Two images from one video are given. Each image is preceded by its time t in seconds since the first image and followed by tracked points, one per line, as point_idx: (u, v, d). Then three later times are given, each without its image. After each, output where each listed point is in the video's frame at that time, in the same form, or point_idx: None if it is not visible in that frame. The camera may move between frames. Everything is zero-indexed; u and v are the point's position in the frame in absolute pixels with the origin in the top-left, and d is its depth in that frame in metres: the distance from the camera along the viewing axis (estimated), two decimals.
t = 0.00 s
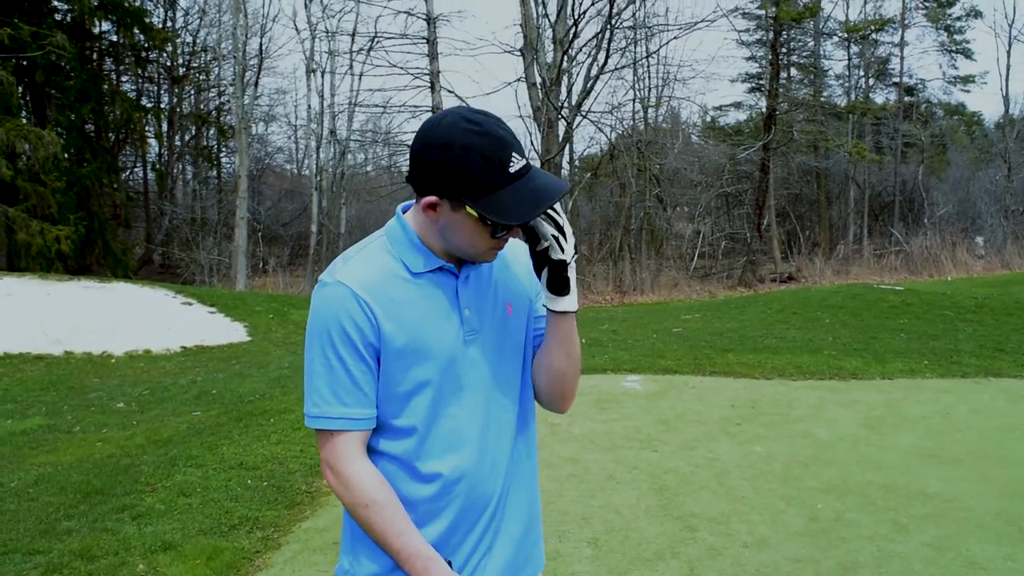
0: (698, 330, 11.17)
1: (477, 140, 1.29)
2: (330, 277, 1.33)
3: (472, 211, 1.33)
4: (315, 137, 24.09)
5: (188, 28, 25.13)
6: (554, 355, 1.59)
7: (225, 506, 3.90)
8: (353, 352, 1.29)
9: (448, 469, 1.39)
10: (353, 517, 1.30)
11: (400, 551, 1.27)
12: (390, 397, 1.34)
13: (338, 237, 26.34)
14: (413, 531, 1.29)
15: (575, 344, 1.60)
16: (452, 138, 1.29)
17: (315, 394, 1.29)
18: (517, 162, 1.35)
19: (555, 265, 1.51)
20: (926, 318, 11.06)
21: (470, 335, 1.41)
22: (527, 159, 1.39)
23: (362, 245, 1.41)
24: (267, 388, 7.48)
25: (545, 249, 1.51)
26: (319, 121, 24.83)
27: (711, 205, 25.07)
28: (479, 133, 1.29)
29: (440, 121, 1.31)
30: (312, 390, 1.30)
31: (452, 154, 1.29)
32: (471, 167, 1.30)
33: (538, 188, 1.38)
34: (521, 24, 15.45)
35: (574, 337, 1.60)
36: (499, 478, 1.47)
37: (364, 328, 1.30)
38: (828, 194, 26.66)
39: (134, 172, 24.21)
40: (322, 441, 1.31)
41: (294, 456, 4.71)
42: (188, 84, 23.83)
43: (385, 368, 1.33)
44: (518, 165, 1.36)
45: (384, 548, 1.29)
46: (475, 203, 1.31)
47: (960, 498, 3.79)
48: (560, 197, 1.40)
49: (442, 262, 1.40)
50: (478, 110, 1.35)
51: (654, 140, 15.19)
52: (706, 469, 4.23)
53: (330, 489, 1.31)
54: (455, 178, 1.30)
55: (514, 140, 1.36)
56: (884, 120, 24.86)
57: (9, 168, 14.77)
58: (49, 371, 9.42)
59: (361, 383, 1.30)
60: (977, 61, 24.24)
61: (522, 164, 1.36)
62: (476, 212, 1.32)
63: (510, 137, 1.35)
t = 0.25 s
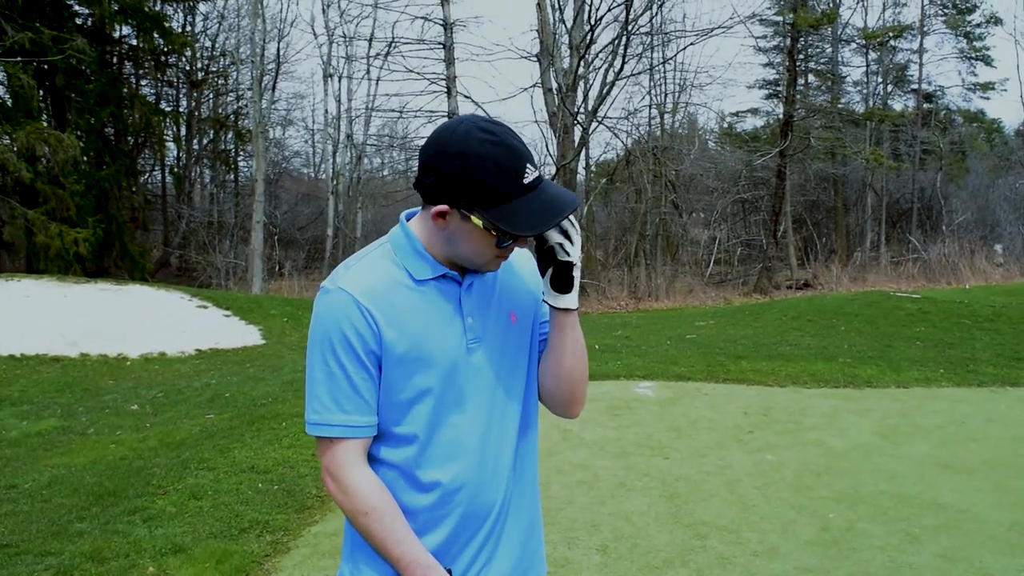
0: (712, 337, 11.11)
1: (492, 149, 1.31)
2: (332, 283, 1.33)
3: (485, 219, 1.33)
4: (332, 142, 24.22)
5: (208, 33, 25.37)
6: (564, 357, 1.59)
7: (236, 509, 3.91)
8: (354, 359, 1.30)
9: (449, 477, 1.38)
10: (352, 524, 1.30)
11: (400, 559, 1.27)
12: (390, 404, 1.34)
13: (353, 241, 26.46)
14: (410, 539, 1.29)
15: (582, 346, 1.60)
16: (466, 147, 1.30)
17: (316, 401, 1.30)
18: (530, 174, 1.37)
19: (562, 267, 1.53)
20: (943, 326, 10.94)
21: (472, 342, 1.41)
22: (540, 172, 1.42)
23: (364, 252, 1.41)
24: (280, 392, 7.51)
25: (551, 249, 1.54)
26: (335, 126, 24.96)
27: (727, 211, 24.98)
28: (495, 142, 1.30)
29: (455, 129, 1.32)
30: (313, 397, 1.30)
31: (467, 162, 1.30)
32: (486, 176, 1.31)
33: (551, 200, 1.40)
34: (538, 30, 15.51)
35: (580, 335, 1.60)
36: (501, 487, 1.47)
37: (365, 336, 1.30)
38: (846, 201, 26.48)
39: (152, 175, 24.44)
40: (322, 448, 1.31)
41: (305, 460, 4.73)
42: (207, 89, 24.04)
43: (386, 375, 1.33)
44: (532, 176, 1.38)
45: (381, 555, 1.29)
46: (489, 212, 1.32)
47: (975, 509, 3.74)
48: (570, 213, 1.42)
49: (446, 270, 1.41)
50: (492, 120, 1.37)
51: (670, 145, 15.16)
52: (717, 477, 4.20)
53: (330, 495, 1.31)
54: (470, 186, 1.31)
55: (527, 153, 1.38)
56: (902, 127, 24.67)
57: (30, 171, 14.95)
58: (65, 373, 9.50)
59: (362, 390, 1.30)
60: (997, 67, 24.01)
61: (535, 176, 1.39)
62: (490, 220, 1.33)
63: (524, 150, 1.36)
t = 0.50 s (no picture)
0: (721, 339, 11.08)
1: (488, 143, 1.33)
2: (331, 284, 1.33)
3: (477, 212, 1.33)
4: (342, 142, 24.29)
5: (219, 33, 25.49)
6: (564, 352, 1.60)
7: (240, 508, 3.93)
8: (352, 360, 1.30)
9: (444, 478, 1.39)
10: (349, 525, 1.30)
11: (396, 561, 1.28)
12: (388, 405, 1.34)
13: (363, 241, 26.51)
14: (405, 539, 1.29)
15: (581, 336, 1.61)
16: (465, 141, 1.32)
17: (313, 401, 1.30)
18: (527, 172, 1.38)
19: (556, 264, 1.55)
20: (953, 329, 10.87)
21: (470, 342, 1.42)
22: (538, 174, 1.42)
23: (363, 252, 1.41)
24: (287, 391, 7.54)
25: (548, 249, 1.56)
26: (345, 126, 25.03)
27: (737, 212, 24.93)
28: (492, 136, 1.32)
29: (455, 125, 1.35)
30: (311, 396, 1.31)
31: (463, 155, 1.31)
32: (481, 171, 1.32)
33: (544, 200, 1.39)
34: (548, 31, 15.54)
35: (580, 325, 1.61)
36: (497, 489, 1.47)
37: (363, 336, 1.30)
38: (856, 202, 26.36)
39: (163, 175, 24.58)
40: (319, 448, 1.32)
41: (310, 460, 4.74)
42: (218, 89, 24.15)
43: (384, 376, 1.33)
44: (528, 175, 1.38)
45: (377, 554, 1.29)
46: (480, 205, 1.32)
47: (981, 513, 3.71)
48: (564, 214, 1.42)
49: (444, 271, 1.41)
50: (493, 120, 1.40)
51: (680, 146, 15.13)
52: (722, 479, 4.19)
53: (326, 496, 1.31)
54: (463, 178, 1.31)
55: (526, 153, 1.39)
56: (914, 128, 24.55)
57: (42, 171, 15.05)
58: (75, 371, 9.56)
59: (359, 391, 1.30)
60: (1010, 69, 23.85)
61: (532, 176, 1.39)
62: (481, 213, 1.33)
63: (522, 149, 1.38)
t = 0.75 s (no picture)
0: (728, 340, 11.05)
1: (478, 127, 1.37)
2: (329, 285, 1.34)
3: (473, 194, 1.35)
4: (351, 143, 24.35)
5: (228, 34, 25.60)
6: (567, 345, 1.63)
7: (246, 508, 3.95)
8: (350, 360, 1.31)
9: (441, 478, 1.39)
10: (347, 525, 1.31)
11: (393, 560, 1.28)
12: (385, 405, 1.35)
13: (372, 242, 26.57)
14: (403, 540, 1.30)
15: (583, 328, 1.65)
16: (455, 128, 1.36)
17: (311, 401, 1.31)
18: (518, 150, 1.41)
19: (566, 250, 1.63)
20: (962, 331, 10.81)
21: (468, 343, 1.43)
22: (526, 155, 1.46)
23: (362, 253, 1.42)
24: (294, 391, 7.56)
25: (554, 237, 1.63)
26: (354, 127, 25.10)
27: (746, 213, 24.87)
28: (478, 119, 1.36)
29: (443, 119, 1.39)
30: (308, 398, 1.32)
31: (454, 141, 1.35)
32: (474, 154, 1.36)
33: (537, 175, 1.42)
34: (556, 31, 15.56)
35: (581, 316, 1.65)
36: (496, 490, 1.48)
37: (361, 336, 1.31)
38: (866, 203, 26.26)
39: (173, 176, 24.71)
40: (318, 449, 1.32)
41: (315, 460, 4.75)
42: (228, 90, 24.26)
43: (382, 376, 1.34)
44: (519, 153, 1.42)
45: (375, 554, 1.30)
46: (475, 186, 1.35)
47: (987, 516, 3.69)
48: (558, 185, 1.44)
49: (443, 271, 1.43)
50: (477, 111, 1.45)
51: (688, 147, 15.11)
52: (727, 481, 4.19)
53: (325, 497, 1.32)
54: (458, 162, 1.34)
55: (514, 135, 1.43)
56: (923, 129, 24.45)
57: (52, 171, 15.13)
58: (83, 371, 9.62)
59: (356, 391, 1.31)
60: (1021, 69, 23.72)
61: (522, 155, 1.43)
62: (477, 194, 1.35)
63: (510, 131, 1.42)
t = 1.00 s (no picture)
0: (736, 341, 11.02)
1: (473, 118, 1.39)
2: (328, 285, 1.35)
3: (471, 182, 1.37)
4: (360, 143, 24.42)
5: (238, 35, 25.69)
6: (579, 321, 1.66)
7: (251, 507, 3.96)
8: (348, 361, 1.31)
9: (437, 478, 1.39)
10: (344, 526, 1.31)
11: (389, 560, 1.29)
12: (382, 405, 1.35)
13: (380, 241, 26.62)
14: (398, 539, 1.30)
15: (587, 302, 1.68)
16: (451, 123, 1.38)
17: (309, 401, 1.32)
18: (515, 139, 1.43)
19: (562, 228, 1.70)
20: (971, 333, 10.75)
21: (465, 343, 1.43)
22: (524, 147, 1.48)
23: (360, 254, 1.43)
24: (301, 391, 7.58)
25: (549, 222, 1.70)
26: (363, 127, 25.18)
27: (755, 214, 24.83)
28: (474, 109, 1.39)
29: (439, 113, 1.42)
30: (306, 397, 1.32)
31: (451, 133, 1.37)
32: (470, 143, 1.37)
33: (535, 163, 1.43)
34: (565, 32, 15.59)
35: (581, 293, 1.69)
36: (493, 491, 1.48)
37: (358, 336, 1.32)
38: (876, 204, 26.16)
39: (184, 176, 24.85)
40: (315, 449, 1.33)
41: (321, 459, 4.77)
42: (238, 90, 24.36)
43: (379, 375, 1.34)
44: (516, 144, 1.43)
45: (370, 552, 1.30)
46: (473, 174, 1.36)
47: (995, 519, 3.67)
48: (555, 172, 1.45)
49: (442, 270, 1.44)
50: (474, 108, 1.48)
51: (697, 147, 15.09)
52: (733, 482, 4.17)
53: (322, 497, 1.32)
54: (455, 151, 1.36)
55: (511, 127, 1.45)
56: (934, 130, 24.33)
57: (63, 171, 15.20)
58: (93, 370, 9.68)
59: (353, 390, 1.31)
60: None
61: (520, 145, 1.44)
62: (475, 183, 1.37)
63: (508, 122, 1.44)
